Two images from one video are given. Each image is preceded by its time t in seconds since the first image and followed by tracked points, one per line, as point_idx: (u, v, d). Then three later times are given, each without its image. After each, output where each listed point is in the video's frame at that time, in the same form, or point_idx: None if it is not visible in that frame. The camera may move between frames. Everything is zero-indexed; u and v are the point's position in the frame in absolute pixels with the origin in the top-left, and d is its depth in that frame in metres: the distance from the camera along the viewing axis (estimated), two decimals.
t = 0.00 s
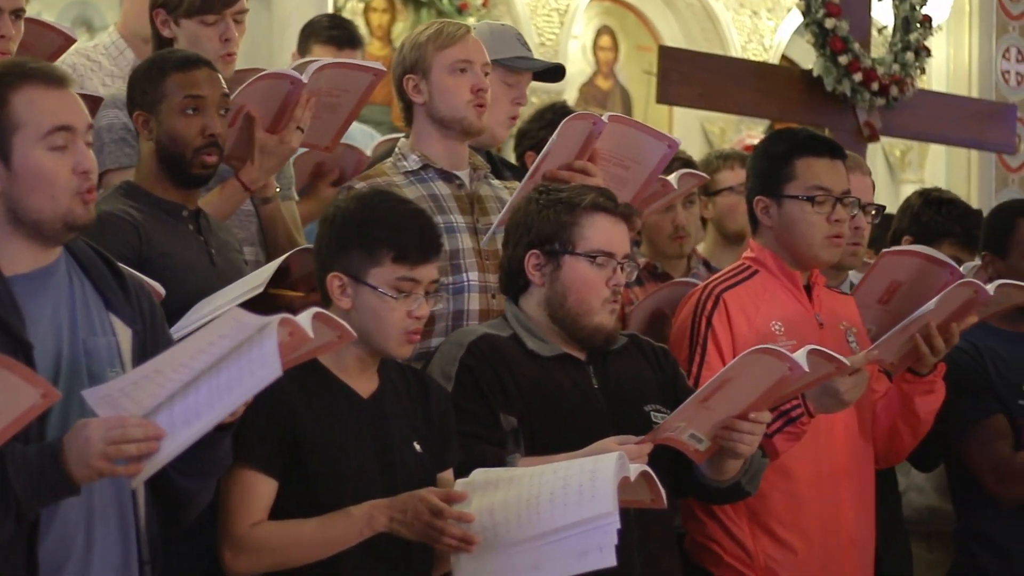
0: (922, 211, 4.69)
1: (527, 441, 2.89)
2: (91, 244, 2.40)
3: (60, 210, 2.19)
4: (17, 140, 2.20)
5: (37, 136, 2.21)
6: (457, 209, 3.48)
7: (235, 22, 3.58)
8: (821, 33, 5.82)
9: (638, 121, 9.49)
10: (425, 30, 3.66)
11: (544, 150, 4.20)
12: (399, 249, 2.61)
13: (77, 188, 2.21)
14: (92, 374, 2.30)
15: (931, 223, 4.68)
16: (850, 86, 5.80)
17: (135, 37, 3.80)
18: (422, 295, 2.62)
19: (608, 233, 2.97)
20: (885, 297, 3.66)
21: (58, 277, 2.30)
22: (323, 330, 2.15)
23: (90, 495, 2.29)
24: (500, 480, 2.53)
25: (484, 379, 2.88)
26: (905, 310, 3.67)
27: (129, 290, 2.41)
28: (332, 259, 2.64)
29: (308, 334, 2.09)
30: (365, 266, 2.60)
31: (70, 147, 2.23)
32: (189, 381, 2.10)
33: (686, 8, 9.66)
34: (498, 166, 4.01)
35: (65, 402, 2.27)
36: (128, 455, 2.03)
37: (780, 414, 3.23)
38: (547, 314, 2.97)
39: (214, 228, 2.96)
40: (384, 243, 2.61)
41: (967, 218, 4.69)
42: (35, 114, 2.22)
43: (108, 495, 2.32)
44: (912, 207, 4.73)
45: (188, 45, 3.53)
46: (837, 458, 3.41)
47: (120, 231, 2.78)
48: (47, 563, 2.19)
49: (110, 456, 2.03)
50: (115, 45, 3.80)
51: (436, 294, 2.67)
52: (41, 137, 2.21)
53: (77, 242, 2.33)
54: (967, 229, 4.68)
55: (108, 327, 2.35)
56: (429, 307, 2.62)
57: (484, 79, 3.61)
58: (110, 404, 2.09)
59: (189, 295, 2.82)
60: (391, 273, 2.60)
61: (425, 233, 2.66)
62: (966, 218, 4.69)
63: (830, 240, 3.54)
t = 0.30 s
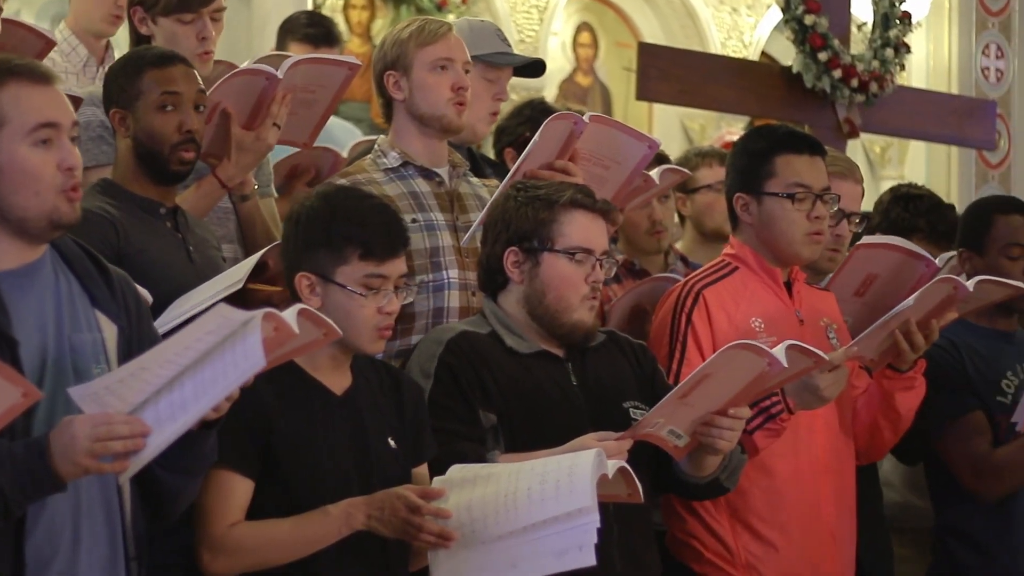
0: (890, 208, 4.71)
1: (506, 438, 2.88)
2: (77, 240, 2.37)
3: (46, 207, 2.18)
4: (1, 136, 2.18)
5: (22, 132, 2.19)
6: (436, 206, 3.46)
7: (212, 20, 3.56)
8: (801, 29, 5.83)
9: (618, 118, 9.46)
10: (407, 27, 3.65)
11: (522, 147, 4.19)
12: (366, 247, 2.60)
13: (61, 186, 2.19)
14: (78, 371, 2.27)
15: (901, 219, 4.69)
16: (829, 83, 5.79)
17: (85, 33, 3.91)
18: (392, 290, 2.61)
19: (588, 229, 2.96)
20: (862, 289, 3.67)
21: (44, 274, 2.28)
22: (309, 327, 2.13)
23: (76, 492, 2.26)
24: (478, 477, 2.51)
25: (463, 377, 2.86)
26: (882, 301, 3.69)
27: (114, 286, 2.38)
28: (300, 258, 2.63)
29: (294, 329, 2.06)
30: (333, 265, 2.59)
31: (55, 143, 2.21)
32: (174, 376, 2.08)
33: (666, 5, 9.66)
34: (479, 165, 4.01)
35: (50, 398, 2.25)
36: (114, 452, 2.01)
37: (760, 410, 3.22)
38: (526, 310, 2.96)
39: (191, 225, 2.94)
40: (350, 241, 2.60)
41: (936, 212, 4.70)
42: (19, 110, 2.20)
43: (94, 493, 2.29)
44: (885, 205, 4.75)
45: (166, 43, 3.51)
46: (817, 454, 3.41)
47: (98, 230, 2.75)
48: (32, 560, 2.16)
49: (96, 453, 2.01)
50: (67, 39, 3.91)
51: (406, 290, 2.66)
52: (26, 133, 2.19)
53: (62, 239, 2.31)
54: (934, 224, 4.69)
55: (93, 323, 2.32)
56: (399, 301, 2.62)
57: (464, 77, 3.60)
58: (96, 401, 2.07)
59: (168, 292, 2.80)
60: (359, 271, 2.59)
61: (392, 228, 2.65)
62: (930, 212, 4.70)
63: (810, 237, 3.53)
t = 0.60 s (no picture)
0: (871, 203, 4.71)
1: (493, 435, 2.85)
2: (74, 228, 2.38)
3: (40, 196, 2.18)
4: None
5: (16, 123, 2.20)
6: (421, 202, 3.45)
7: (195, 16, 3.54)
8: (787, 25, 5.82)
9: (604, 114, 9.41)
10: (391, 22, 3.62)
11: (507, 143, 4.18)
12: (341, 244, 2.59)
13: (56, 175, 2.20)
14: (74, 360, 2.27)
15: (877, 215, 4.69)
16: (815, 78, 5.79)
17: (46, 30, 3.81)
18: (368, 285, 2.61)
19: (575, 225, 2.95)
20: (848, 286, 3.67)
21: (40, 263, 2.29)
22: (305, 318, 2.10)
23: (73, 482, 2.25)
24: (463, 473, 2.50)
25: (449, 373, 2.85)
26: (868, 300, 3.69)
27: (111, 273, 2.38)
28: (275, 258, 2.63)
29: (286, 323, 2.04)
30: (309, 264, 2.59)
31: (49, 133, 2.22)
32: (167, 370, 2.06)
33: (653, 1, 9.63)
34: (467, 161, 3.99)
35: (46, 387, 2.24)
36: (108, 444, 1.99)
37: (746, 406, 3.21)
38: (513, 307, 2.95)
39: (177, 221, 2.92)
40: (325, 239, 2.59)
41: (913, 208, 4.70)
42: (11, 100, 2.21)
43: (92, 484, 2.28)
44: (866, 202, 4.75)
45: (149, 39, 3.49)
46: (803, 449, 3.41)
47: (83, 226, 2.74)
48: (28, 551, 2.16)
49: (89, 446, 1.99)
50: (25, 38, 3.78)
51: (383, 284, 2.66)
52: (20, 123, 2.20)
53: (58, 226, 2.32)
54: (911, 220, 4.68)
55: (90, 311, 2.32)
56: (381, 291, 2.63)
57: (449, 73, 3.59)
58: (90, 394, 2.06)
59: (155, 287, 2.79)
60: (335, 269, 2.58)
61: (367, 223, 2.64)
62: (912, 208, 4.70)
63: (797, 233, 3.52)
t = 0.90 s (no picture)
0: (873, 196, 4.71)
1: (481, 429, 2.86)
2: (79, 213, 2.34)
3: (44, 178, 2.13)
4: None
5: (21, 106, 2.14)
6: (409, 196, 3.44)
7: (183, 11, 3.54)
8: (776, 18, 5.84)
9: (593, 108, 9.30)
10: (377, 15, 3.61)
11: (496, 136, 4.17)
12: (317, 240, 2.59)
13: (61, 158, 2.15)
14: (75, 348, 2.24)
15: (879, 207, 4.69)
16: (805, 72, 5.78)
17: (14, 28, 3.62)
18: (347, 279, 2.61)
19: (565, 219, 2.95)
20: (838, 280, 3.66)
21: (44, 249, 2.24)
22: (305, 309, 2.11)
23: (71, 470, 2.21)
24: (451, 466, 2.49)
25: (439, 367, 2.85)
26: (857, 293, 3.68)
27: (115, 260, 2.34)
28: (252, 256, 2.63)
29: (286, 317, 2.03)
30: (286, 261, 2.59)
31: (55, 116, 2.16)
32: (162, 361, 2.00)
33: None
34: (455, 156, 4.00)
35: (46, 376, 2.20)
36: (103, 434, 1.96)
37: (735, 399, 3.22)
38: (502, 300, 2.95)
39: (167, 215, 2.91)
40: (302, 235, 2.59)
41: (917, 202, 4.71)
42: (16, 83, 2.15)
43: (91, 475, 2.23)
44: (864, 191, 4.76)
45: (136, 32, 3.48)
46: (792, 442, 3.41)
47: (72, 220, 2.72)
48: (26, 541, 2.13)
49: (86, 435, 1.96)
50: None
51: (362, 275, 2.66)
52: (25, 107, 2.14)
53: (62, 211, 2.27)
54: (916, 213, 4.69)
55: (93, 299, 2.28)
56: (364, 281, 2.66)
57: (436, 66, 3.58)
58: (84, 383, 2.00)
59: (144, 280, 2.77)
60: (313, 265, 2.58)
61: (344, 216, 2.64)
62: (914, 202, 4.71)
63: (786, 225, 3.53)
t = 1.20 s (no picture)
0: (864, 189, 4.71)
1: (469, 421, 2.86)
2: (83, 202, 2.32)
3: (47, 165, 2.11)
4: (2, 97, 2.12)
5: (24, 93, 2.12)
6: (395, 188, 3.44)
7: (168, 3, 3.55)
8: (764, 11, 5.85)
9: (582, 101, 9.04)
10: (363, 7, 3.60)
11: (486, 129, 4.16)
12: (299, 234, 2.58)
13: (64, 145, 2.12)
14: (78, 338, 2.21)
15: (875, 200, 4.70)
16: (792, 64, 5.79)
17: None
18: (332, 270, 2.61)
19: (555, 210, 2.94)
20: (825, 273, 3.66)
21: (48, 238, 2.22)
22: (309, 301, 2.08)
23: (73, 459, 2.17)
24: (440, 458, 2.49)
25: (427, 360, 2.85)
26: (846, 285, 3.69)
27: (119, 249, 2.32)
28: (237, 252, 2.62)
29: (288, 309, 1.99)
30: (268, 256, 2.59)
31: (58, 102, 2.14)
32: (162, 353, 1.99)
33: None
34: (442, 148, 4.00)
35: (47, 366, 2.18)
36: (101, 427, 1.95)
37: (723, 392, 3.23)
38: (493, 292, 2.95)
39: (160, 205, 2.93)
40: (284, 229, 2.58)
41: (909, 195, 4.74)
42: (20, 69, 2.13)
43: (93, 465, 2.20)
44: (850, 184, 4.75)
45: (123, 23, 3.47)
46: (779, 434, 3.42)
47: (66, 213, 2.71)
48: (26, 530, 2.09)
49: (84, 428, 1.95)
50: None
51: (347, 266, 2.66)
52: (28, 93, 2.12)
53: (66, 199, 2.25)
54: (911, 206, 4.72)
55: (97, 289, 2.25)
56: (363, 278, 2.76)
57: (421, 60, 3.57)
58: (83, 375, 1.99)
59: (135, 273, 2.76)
60: (295, 258, 2.58)
61: (324, 206, 2.63)
62: (906, 196, 4.73)
63: (773, 215, 3.53)
